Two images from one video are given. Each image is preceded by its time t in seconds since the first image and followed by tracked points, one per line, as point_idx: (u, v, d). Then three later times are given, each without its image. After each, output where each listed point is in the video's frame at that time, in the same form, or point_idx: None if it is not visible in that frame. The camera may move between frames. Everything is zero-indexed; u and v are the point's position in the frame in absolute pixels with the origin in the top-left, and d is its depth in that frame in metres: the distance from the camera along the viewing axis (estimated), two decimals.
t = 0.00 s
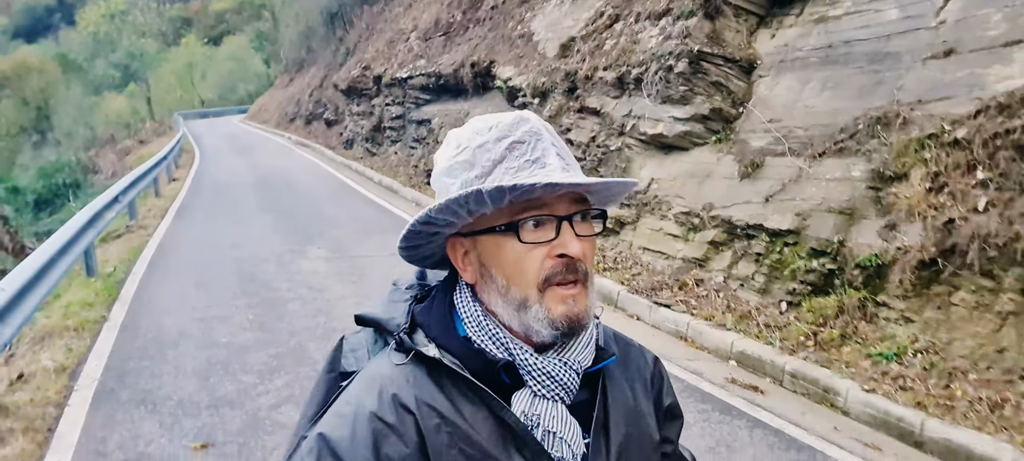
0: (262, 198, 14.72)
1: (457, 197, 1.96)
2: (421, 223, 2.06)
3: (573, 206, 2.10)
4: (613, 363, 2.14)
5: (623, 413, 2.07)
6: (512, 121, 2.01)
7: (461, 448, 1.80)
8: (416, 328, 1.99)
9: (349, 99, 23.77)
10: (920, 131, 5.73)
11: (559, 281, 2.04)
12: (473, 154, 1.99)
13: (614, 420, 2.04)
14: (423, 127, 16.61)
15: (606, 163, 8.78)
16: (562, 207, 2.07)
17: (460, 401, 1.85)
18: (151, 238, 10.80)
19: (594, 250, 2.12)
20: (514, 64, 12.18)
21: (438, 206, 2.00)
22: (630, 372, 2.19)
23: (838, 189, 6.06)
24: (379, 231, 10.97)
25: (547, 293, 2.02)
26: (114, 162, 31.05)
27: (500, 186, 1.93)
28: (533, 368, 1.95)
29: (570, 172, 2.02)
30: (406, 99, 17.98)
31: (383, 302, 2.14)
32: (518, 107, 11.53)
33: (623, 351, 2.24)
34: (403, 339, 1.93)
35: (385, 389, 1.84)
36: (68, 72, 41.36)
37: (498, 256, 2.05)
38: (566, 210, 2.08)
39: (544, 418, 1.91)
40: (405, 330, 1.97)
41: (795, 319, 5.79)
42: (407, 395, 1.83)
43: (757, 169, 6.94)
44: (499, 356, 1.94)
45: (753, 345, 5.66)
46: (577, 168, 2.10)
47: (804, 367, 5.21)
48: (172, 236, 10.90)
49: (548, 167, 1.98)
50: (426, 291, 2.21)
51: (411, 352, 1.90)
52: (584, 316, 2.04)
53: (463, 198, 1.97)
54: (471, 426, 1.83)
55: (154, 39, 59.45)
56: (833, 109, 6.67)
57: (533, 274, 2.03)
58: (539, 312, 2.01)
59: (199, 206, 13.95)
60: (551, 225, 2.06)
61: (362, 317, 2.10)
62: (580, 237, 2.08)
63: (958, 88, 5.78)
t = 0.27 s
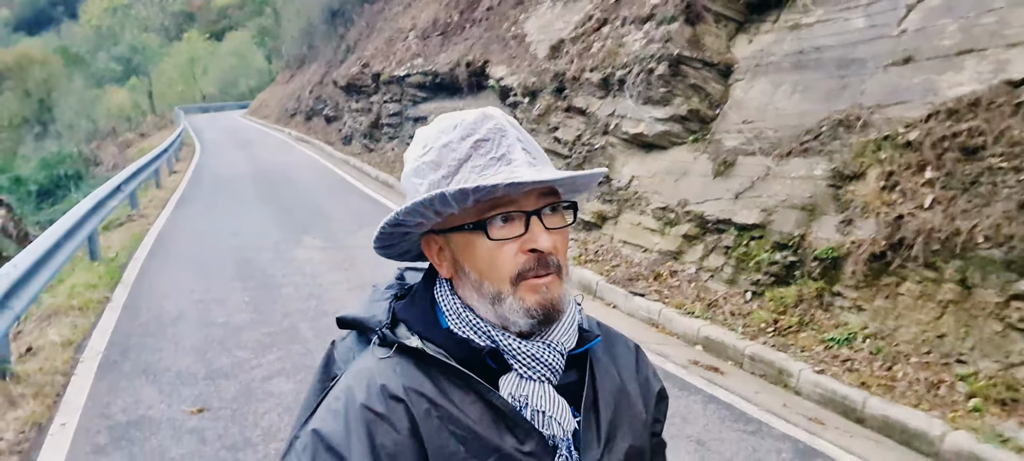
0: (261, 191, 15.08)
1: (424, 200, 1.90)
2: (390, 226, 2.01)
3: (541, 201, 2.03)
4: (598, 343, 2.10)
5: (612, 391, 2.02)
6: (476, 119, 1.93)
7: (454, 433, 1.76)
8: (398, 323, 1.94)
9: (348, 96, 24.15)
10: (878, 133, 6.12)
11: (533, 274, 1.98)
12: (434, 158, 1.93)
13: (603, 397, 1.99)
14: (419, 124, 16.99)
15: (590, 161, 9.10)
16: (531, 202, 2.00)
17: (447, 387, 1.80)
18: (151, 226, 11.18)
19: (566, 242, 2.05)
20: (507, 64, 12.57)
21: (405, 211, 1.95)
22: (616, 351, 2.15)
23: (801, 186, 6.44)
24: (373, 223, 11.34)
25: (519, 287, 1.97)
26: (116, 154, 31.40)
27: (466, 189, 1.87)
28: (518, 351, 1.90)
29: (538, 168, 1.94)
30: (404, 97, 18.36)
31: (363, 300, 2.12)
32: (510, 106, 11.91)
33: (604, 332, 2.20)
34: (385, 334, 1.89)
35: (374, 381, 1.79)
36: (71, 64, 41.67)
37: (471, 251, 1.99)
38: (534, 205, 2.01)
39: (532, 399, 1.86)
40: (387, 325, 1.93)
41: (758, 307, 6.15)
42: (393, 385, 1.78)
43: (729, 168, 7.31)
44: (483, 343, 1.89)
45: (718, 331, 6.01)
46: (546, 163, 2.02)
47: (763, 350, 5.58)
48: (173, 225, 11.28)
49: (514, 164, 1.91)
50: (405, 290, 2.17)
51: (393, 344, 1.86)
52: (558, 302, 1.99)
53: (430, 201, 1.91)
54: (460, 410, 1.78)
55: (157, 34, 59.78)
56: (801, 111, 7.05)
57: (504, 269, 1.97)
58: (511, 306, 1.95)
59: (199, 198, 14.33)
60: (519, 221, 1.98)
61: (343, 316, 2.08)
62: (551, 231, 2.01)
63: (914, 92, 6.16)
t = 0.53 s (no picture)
0: (258, 188, 15.44)
1: (464, 209, 1.90)
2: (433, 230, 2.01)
3: (580, 222, 2.01)
4: (623, 369, 2.16)
5: (633, 417, 2.09)
6: (527, 131, 1.93)
7: (484, 450, 1.76)
8: (433, 332, 1.91)
9: (345, 95, 24.51)
10: (836, 131, 6.48)
11: (563, 293, 1.97)
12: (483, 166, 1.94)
13: (625, 425, 2.06)
14: (413, 122, 17.35)
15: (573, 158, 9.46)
16: (570, 220, 1.99)
17: (481, 404, 1.79)
18: (149, 221, 11.53)
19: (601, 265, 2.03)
20: (496, 64, 12.93)
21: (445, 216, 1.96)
22: (638, 378, 2.20)
23: (766, 182, 6.81)
24: (366, 219, 11.71)
25: (549, 304, 1.95)
26: (115, 152, 31.74)
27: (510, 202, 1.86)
28: (555, 371, 1.91)
29: (579, 187, 1.93)
30: (398, 96, 18.73)
31: (394, 303, 2.06)
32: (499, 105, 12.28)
33: (627, 356, 2.24)
34: (420, 343, 1.85)
35: (408, 391, 1.76)
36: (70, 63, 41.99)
37: (512, 264, 1.97)
38: (574, 224, 1.99)
39: (562, 421, 1.89)
40: (423, 333, 1.89)
41: (723, 296, 6.48)
42: (428, 398, 1.76)
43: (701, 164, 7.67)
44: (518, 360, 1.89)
45: (686, 318, 6.30)
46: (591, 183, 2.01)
47: (725, 336, 5.90)
48: (172, 220, 11.63)
49: (557, 181, 1.91)
50: (436, 296, 2.12)
51: (429, 354, 1.83)
52: (586, 326, 1.97)
53: (471, 210, 1.91)
54: (491, 427, 1.78)
55: (156, 32, 60.09)
56: (769, 111, 7.41)
57: (534, 284, 1.95)
58: (540, 324, 1.93)
59: (196, 194, 14.67)
60: (557, 238, 1.97)
61: (376, 322, 1.99)
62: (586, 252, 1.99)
63: (871, 92, 6.54)
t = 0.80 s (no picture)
0: (250, 187, 15.77)
1: (453, 167, 1.99)
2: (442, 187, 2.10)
3: (568, 196, 1.94)
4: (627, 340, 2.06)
5: (640, 388, 1.97)
6: (537, 106, 1.92)
7: (484, 413, 1.67)
8: (438, 300, 1.84)
9: (337, 97, 24.85)
10: (794, 130, 6.84)
11: (534, 263, 1.91)
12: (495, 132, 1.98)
13: (631, 393, 1.95)
14: (403, 123, 17.69)
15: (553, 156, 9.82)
16: (549, 194, 1.93)
17: (483, 368, 1.71)
18: (144, 219, 11.87)
19: (589, 242, 1.96)
20: (482, 67, 13.28)
21: (447, 172, 2.04)
22: (643, 349, 2.09)
23: (730, 178, 7.19)
24: (355, 216, 12.05)
25: (520, 273, 1.88)
26: (110, 153, 32.02)
27: (491, 165, 1.90)
28: (553, 339, 1.84)
29: (569, 164, 1.85)
30: (388, 97, 19.07)
31: (406, 278, 2.04)
32: (484, 106, 12.63)
33: (633, 331, 2.15)
34: (425, 310, 1.78)
35: (410, 354, 1.69)
36: (65, 65, 42.21)
37: (494, 229, 1.97)
38: (553, 199, 1.93)
39: (562, 385, 1.80)
40: (428, 300, 1.82)
41: (689, 286, 6.87)
42: (428, 360, 1.69)
43: (672, 162, 8.04)
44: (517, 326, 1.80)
45: (653, 306, 6.69)
46: (598, 165, 1.91)
47: (688, 322, 6.26)
48: (166, 219, 11.98)
49: (545, 156, 1.85)
50: (446, 270, 2.08)
51: (434, 319, 1.76)
52: (558, 299, 1.90)
53: (460, 170, 1.99)
54: (492, 392, 1.69)
55: (150, 34, 60.31)
56: (735, 111, 7.78)
57: (508, 251, 1.91)
58: (510, 288, 1.86)
59: (190, 193, 15.00)
60: (533, 210, 1.94)
61: (382, 293, 1.99)
62: (564, 227, 1.94)
63: (826, 94, 6.92)
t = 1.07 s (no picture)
0: (246, 183, 16.08)
1: (418, 202, 2.08)
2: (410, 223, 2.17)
3: (534, 225, 2.03)
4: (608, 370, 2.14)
5: (622, 419, 2.07)
6: (500, 138, 2.01)
7: None
8: (412, 344, 1.89)
9: (334, 94, 25.17)
10: (763, 127, 7.17)
11: (502, 294, 1.97)
12: (461, 164, 2.06)
13: (613, 427, 2.04)
14: (397, 120, 18.00)
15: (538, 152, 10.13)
16: (516, 223, 2.03)
17: (460, 415, 1.79)
18: (142, 212, 12.20)
19: (557, 270, 2.04)
20: (473, 65, 13.61)
21: (413, 206, 2.12)
22: (622, 377, 2.18)
23: (703, 173, 7.52)
24: (347, 210, 12.37)
25: (489, 305, 1.95)
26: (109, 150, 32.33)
27: (456, 197, 1.98)
28: (529, 380, 1.92)
29: (534, 191, 1.94)
30: (383, 95, 19.38)
31: (373, 320, 2.07)
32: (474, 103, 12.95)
33: (614, 361, 2.24)
34: (400, 357, 1.85)
35: (387, 405, 1.75)
36: (65, 62, 42.49)
37: (461, 263, 2.05)
38: (522, 227, 2.03)
39: (542, 428, 1.87)
40: (401, 346, 1.88)
41: (662, 276, 7.17)
42: (405, 411, 1.75)
43: (650, 157, 8.36)
44: (493, 369, 1.87)
45: (627, 295, 7.00)
46: (564, 191, 1.99)
47: (659, 310, 6.57)
48: (164, 212, 12.30)
49: (510, 184, 1.94)
50: (418, 310, 2.13)
51: (409, 366, 1.83)
52: (528, 332, 1.95)
53: (426, 204, 2.07)
54: (474, 439, 1.78)
55: (149, 31, 60.57)
56: (709, 109, 8.11)
57: (475, 285, 1.98)
58: (480, 324, 1.92)
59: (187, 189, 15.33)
60: (500, 241, 2.03)
61: (355, 337, 1.99)
62: (531, 256, 2.02)
63: (794, 92, 7.24)
